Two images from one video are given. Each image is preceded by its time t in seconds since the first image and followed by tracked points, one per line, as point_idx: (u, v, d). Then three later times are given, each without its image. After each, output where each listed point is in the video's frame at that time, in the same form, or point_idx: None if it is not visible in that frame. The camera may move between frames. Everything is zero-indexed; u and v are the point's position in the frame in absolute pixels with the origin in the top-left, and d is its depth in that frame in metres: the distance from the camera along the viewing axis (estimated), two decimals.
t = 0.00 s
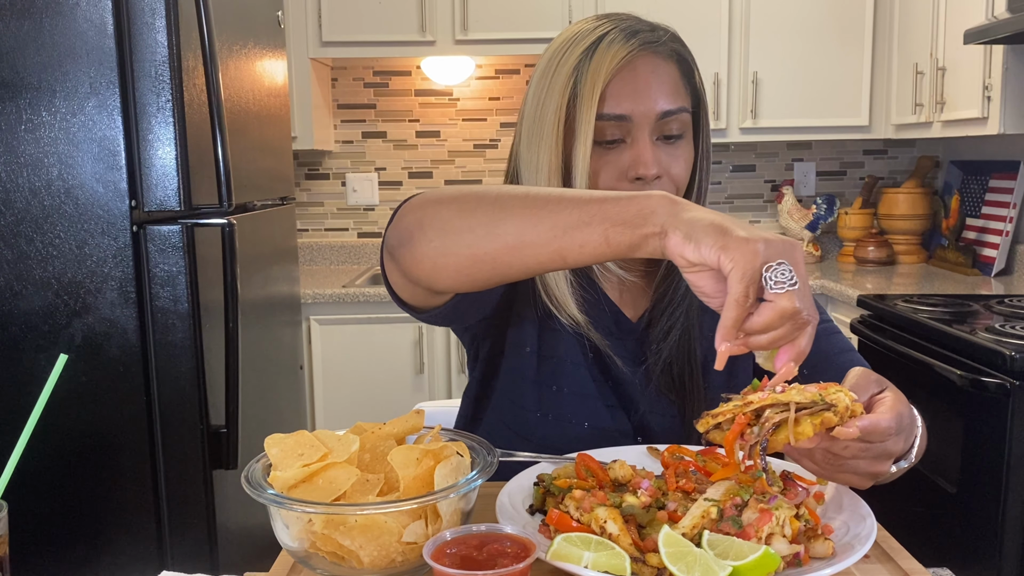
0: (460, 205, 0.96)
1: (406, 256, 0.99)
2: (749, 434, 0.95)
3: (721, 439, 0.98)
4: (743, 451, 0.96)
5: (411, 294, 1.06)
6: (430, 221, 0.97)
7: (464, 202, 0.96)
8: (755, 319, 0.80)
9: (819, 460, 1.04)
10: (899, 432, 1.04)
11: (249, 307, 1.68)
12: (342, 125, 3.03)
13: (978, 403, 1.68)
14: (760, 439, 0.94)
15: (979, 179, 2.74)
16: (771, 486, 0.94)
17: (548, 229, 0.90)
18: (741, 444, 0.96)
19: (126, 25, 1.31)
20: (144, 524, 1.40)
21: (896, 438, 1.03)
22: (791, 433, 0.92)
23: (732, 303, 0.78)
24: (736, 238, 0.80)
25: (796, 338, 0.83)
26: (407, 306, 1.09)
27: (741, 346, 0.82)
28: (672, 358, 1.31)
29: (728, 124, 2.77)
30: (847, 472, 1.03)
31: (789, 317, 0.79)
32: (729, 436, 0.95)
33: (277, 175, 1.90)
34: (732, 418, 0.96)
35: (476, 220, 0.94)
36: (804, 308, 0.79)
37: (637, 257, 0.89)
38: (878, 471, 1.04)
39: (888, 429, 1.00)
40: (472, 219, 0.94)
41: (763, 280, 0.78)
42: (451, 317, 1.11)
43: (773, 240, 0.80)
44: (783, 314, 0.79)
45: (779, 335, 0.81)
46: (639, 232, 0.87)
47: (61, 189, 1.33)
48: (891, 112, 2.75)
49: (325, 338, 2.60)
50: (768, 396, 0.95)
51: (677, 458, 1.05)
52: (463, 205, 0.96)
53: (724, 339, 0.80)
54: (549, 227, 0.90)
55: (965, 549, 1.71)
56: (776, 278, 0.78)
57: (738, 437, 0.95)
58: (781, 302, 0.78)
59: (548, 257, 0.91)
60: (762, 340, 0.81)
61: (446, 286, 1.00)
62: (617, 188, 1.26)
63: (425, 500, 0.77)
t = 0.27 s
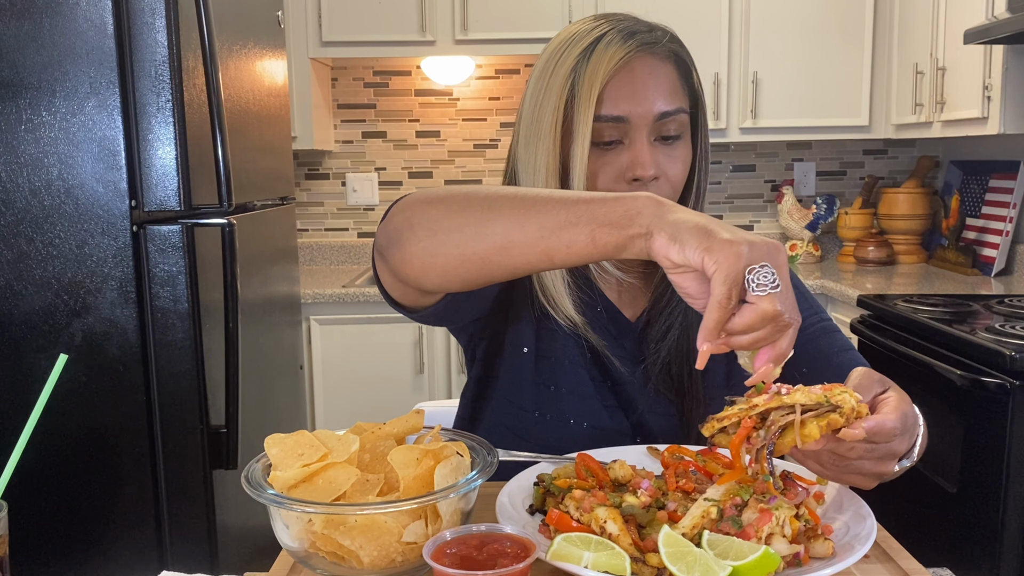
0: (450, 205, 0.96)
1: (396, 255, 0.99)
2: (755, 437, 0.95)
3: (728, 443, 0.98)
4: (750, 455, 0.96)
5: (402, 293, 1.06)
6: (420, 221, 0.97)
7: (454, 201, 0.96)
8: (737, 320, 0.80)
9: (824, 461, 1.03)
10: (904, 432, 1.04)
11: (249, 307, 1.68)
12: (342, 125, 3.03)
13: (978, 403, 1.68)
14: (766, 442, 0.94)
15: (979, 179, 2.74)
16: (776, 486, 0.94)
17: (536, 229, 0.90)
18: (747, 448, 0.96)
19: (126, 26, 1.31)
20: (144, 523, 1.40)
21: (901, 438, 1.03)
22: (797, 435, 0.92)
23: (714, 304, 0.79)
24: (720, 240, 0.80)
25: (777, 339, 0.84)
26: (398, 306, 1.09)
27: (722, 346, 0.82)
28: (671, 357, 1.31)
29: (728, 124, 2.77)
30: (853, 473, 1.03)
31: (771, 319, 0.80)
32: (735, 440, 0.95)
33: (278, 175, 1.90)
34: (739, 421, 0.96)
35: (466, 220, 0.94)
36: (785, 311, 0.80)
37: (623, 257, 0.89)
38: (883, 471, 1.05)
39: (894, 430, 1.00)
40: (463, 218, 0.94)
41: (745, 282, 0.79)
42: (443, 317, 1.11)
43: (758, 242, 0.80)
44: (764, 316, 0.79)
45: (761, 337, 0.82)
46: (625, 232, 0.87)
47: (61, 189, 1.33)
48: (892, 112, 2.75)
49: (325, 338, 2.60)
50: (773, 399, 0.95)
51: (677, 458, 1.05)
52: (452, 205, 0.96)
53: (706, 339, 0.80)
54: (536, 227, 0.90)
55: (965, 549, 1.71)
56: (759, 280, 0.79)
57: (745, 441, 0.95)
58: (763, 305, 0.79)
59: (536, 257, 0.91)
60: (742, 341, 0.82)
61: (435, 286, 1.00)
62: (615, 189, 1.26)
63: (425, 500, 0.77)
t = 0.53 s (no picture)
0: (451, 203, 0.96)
1: (397, 254, 0.99)
2: (755, 441, 0.95)
3: (727, 446, 0.98)
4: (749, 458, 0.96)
5: (401, 292, 1.06)
6: (421, 219, 0.97)
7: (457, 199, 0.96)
8: (743, 314, 0.80)
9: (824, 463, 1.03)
10: (903, 434, 1.04)
11: (249, 306, 1.68)
12: (342, 125, 3.03)
13: (978, 403, 1.68)
14: (767, 445, 0.94)
15: (979, 179, 2.74)
16: (776, 486, 0.94)
17: (540, 227, 0.90)
18: (747, 451, 0.96)
19: (126, 26, 1.31)
20: (144, 523, 1.40)
21: (900, 440, 1.03)
22: (797, 438, 0.92)
23: (722, 300, 0.78)
24: (726, 237, 0.81)
25: (780, 334, 0.83)
26: (397, 305, 1.09)
27: (727, 341, 0.82)
28: (668, 355, 1.31)
29: (728, 124, 2.77)
30: (852, 474, 1.03)
31: (776, 314, 0.80)
32: (734, 443, 0.95)
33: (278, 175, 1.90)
34: (738, 423, 0.96)
35: (468, 218, 0.94)
36: (791, 306, 0.80)
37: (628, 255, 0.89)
38: (882, 472, 1.04)
39: (893, 432, 1.00)
40: (465, 216, 0.94)
41: (752, 277, 0.79)
42: (439, 318, 1.11)
43: (762, 238, 0.80)
44: (770, 311, 0.79)
45: (765, 332, 0.81)
46: (631, 230, 0.88)
47: (61, 189, 1.33)
48: (891, 112, 2.75)
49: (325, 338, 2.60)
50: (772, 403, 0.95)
51: (677, 458, 1.05)
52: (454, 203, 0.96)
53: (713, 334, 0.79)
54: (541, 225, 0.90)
55: (965, 548, 1.71)
56: (765, 275, 0.78)
57: (744, 444, 0.95)
58: (769, 300, 0.79)
59: (539, 255, 0.91)
60: (748, 335, 0.81)
61: (435, 285, 1.00)
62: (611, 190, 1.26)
63: (425, 500, 0.77)
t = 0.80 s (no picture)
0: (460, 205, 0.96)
1: (411, 256, 0.99)
2: (740, 434, 0.95)
3: (714, 441, 0.98)
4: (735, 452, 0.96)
5: (414, 293, 1.06)
6: (434, 221, 0.97)
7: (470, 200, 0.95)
8: (767, 303, 0.80)
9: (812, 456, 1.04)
10: (891, 427, 1.04)
11: (249, 306, 1.68)
12: (342, 125, 3.03)
13: (978, 403, 1.68)
14: (752, 439, 0.94)
15: (979, 179, 2.74)
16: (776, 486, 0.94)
17: (557, 225, 0.90)
18: (733, 445, 0.96)
19: (126, 26, 1.31)
20: (144, 523, 1.40)
21: (888, 433, 1.04)
22: (782, 432, 0.93)
23: (746, 289, 0.79)
24: (746, 226, 0.80)
25: (803, 323, 0.83)
26: (409, 307, 1.09)
27: (751, 331, 0.82)
28: (667, 353, 1.31)
29: (728, 124, 2.77)
30: (841, 468, 1.03)
31: (801, 302, 0.80)
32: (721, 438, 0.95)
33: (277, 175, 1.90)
34: (724, 419, 0.96)
35: (483, 219, 0.94)
36: (814, 293, 0.80)
37: (646, 250, 0.90)
38: (871, 466, 1.04)
39: (879, 424, 1.00)
40: (480, 216, 0.94)
41: (775, 265, 0.79)
42: (450, 318, 1.11)
43: (783, 227, 0.80)
44: (795, 298, 0.79)
45: (790, 320, 0.82)
46: (648, 226, 0.88)
47: (61, 189, 1.33)
48: (891, 113, 2.75)
49: (325, 338, 2.60)
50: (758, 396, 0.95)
51: (676, 458, 1.05)
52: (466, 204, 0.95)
53: (737, 324, 0.80)
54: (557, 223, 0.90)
55: (965, 548, 1.71)
56: (788, 263, 0.79)
57: (731, 438, 0.95)
58: (794, 287, 0.79)
59: (558, 253, 0.92)
60: (772, 324, 0.81)
61: (451, 286, 1.00)
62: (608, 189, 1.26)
63: (425, 500, 0.77)
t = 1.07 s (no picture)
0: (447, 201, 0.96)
1: (399, 253, 0.99)
2: (741, 420, 0.96)
3: (715, 427, 0.99)
4: (736, 438, 0.97)
5: (406, 292, 1.06)
6: (420, 216, 0.97)
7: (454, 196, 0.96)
8: (741, 293, 0.80)
9: (813, 448, 1.06)
10: (893, 419, 1.05)
11: (249, 306, 1.68)
12: (342, 125, 3.03)
13: (978, 403, 1.68)
14: (752, 423, 0.95)
15: (979, 179, 2.74)
16: (776, 486, 0.94)
17: (536, 218, 0.91)
18: (734, 431, 0.97)
19: (126, 26, 1.31)
20: (144, 524, 1.40)
21: (890, 425, 1.05)
22: (782, 416, 0.94)
23: (718, 277, 0.79)
24: (721, 214, 0.81)
25: (780, 316, 0.82)
26: (402, 306, 1.09)
27: (725, 323, 0.81)
28: (668, 353, 1.30)
29: (728, 124, 2.77)
30: (843, 460, 1.05)
31: (775, 291, 0.79)
32: (723, 422, 0.96)
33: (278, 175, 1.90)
34: (726, 405, 0.98)
35: (466, 214, 0.94)
36: (790, 283, 0.79)
37: (625, 241, 0.90)
38: (874, 459, 1.06)
39: (880, 414, 1.02)
40: (463, 211, 0.94)
41: (749, 254, 0.78)
42: (442, 315, 1.11)
43: (759, 216, 0.80)
44: (769, 288, 0.78)
45: (764, 310, 0.80)
46: (626, 217, 0.88)
47: (61, 189, 1.33)
48: (892, 113, 2.75)
49: (325, 338, 2.60)
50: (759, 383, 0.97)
51: (677, 458, 1.05)
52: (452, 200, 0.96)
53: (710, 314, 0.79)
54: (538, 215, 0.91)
55: (965, 549, 1.71)
56: (762, 252, 0.78)
57: (731, 423, 0.96)
58: (768, 276, 0.78)
59: (537, 247, 0.92)
60: (746, 315, 0.81)
61: (439, 282, 1.00)
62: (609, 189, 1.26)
63: (425, 500, 0.77)
